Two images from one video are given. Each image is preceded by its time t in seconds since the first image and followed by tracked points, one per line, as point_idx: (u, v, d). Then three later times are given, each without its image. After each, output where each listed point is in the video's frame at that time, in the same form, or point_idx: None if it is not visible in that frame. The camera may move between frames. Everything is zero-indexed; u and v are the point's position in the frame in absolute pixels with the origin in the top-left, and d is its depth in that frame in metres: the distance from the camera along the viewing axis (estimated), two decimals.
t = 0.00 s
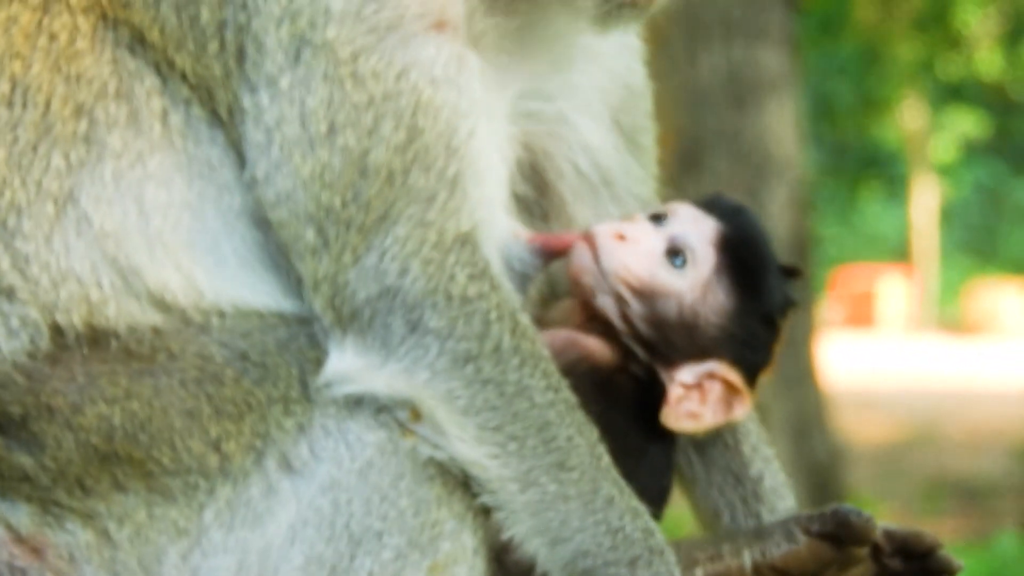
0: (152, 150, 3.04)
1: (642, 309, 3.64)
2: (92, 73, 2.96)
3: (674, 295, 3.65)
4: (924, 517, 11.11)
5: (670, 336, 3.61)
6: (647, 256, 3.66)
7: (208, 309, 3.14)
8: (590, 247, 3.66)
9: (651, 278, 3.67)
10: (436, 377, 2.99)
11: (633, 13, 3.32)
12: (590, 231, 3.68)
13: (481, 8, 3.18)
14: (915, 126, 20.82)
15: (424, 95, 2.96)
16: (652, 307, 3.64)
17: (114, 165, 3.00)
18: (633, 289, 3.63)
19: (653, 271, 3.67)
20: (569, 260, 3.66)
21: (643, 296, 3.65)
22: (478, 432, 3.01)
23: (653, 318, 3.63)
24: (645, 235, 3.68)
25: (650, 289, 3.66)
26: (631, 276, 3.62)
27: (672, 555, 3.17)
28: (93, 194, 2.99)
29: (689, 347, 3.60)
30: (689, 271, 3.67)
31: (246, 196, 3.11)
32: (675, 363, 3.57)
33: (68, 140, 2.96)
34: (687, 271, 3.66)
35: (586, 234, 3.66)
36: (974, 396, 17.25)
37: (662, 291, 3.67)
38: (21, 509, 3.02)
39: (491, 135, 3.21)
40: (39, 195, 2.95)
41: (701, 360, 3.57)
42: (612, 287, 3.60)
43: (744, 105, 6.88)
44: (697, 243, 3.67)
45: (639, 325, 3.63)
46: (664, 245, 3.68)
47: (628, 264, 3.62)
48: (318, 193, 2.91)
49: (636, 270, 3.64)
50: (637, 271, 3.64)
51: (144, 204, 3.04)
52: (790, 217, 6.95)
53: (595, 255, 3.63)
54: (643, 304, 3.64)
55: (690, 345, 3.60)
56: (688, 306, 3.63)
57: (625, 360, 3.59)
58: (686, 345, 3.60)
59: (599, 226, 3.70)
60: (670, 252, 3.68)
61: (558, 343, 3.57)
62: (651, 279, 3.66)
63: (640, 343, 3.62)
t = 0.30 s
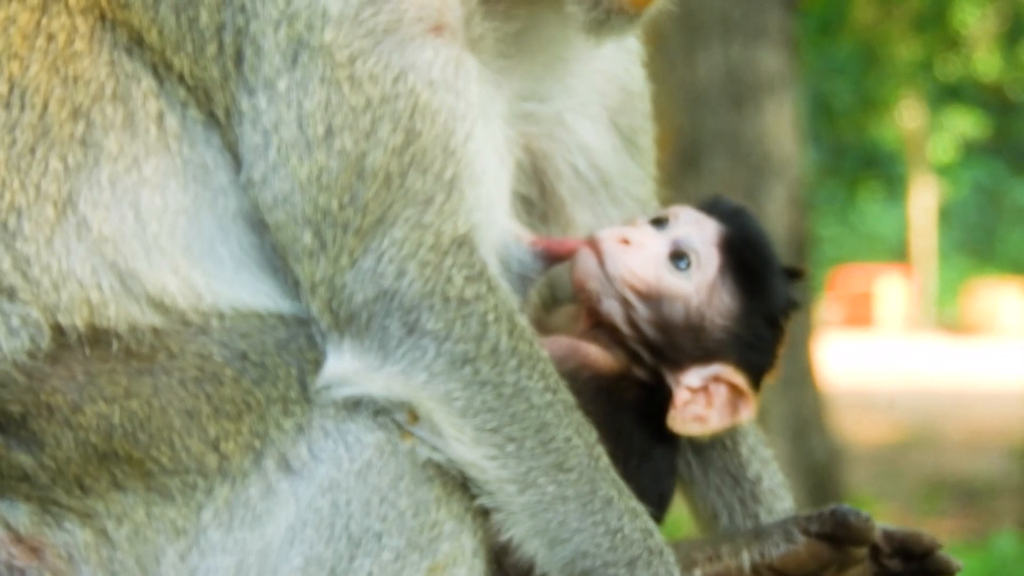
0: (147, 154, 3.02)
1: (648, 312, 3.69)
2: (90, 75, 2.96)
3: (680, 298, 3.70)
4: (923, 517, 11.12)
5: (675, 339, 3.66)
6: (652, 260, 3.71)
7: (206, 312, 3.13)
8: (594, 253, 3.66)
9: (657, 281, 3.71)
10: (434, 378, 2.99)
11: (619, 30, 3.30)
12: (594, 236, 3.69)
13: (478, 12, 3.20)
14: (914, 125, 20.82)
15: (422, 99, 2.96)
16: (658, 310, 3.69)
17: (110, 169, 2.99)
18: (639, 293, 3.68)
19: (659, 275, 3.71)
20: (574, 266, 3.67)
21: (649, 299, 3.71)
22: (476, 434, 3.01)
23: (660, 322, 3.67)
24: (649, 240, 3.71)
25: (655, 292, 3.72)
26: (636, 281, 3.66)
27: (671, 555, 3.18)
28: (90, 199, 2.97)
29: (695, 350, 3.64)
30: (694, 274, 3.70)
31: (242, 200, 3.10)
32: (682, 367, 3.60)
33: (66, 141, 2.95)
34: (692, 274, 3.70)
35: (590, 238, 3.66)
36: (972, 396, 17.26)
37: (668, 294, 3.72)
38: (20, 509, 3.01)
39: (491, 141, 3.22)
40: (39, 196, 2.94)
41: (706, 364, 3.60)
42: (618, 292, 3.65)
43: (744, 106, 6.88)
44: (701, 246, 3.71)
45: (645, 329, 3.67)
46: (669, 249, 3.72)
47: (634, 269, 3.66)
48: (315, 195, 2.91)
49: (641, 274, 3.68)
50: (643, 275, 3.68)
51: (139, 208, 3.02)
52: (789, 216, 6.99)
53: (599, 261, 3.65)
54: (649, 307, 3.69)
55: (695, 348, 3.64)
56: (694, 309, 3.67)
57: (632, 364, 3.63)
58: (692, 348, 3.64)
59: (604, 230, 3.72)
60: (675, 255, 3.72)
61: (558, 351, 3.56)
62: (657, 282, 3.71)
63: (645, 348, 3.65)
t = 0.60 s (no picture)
0: (146, 158, 3.02)
1: (649, 314, 3.68)
2: (91, 76, 2.96)
3: (681, 300, 3.69)
4: (922, 518, 11.13)
5: (677, 341, 3.65)
6: (653, 263, 3.70)
7: (209, 316, 3.12)
8: (594, 257, 3.66)
9: (658, 284, 3.71)
10: (434, 381, 2.99)
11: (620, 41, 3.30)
12: (593, 240, 3.68)
13: (482, 17, 3.21)
14: (913, 127, 20.81)
15: (425, 103, 2.98)
16: (659, 313, 3.68)
17: (110, 173, 2.99)
18: (640, 296, 3.68)
19: (660, 277, 3.71)
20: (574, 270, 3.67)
21: (650, 302, 3.69)
22: (477, 437, 3.02)
23: (661, 324, 3.67)
24: (649, 242, 3.70)
25: (657, 295, 3.71)
26: (637, 283, 3.66)
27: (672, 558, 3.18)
28: (93, 207, 2.98)
29: (696, 352, 3.64)
30: (695, 275, 3.70)
31: (239, 202, 3.09)
32: (684, 369, 3.61)
33: (67, 144, 2.96)
34: (693, 276, 3.70)
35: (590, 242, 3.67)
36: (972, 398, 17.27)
37: (669, 296, 3.70)
38: (21, 512, 3.02)
39: (492, 145, 3.23)
40: (41, 198, 2.95)
41: (707, 364, 3.61)
42: (619, 295, 3.65)
43: (744, 107, 6.88)
44: (701, 247, 3.71)
45: (647, 332, 3.66)
46: (670, 251, 3.71)
47: (635, 272, 3.66)
48: (317, 199, 2.92)
49: (642, 277, 3.68)
50: (644, 278, 3.68)
51: (140, 213, 3.03)
52: (788, 217, 7.02)
53: (600, 264, 3.65)
54: (650, 310, 3.68)
55: (696, 350, 3.64)
56: (695, 311, 3.67)
57: (632, 368, 3.63)
58: (693, 350, 3.65)
59: (603, 234, 3.72)
60: (676, 257, 3.71)
61: (559, 355, 3.57)
62: (658, 285, 3.70)
63: (646, 351, 3.64)
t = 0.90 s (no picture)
0: (150, 158, 3.01)
1: (655, 317, 3.68)
2: (93, 79, 2.97)
3: (688, 303, 3.69)
4: (922, 522, 11.11)
5: (682, 345, 3.66)
6: (659, 265, 3.69)
7: (208, 317, 3.10)
8: (602, 259, 3.64)
9: (664, 286, 3.70)
10: (433, 387, 2.99)
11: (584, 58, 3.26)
12: (600, 242, 3.68)
13: (483, 26, 3.17)
14: (913, 130, 20.81)
15: (425, 109, 2.97)
16: (666, 316, 3.68)
17: (113, 174, 2.98)
18: (647, 298, 3.67)
19: (667, 280, 3.69)
20: (580, 272, 3.64)
21: (657, 305, 3.69)
22: (477, 441, 3.01)
23: (666, 327, 3.67)
24: (656, 246, 3.70)
25: (663, 297, 3.70)
26: (644, 286, 3.65)
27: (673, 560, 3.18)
28: (93, 205, 2.97)
29: (701, 355, 3.65)
30: (702, 279, 3.71)
31: (240, 206, 3.08)
32: (688, 372, 3.62)
33: (68, 146, 2.96)
34: (700, 279, 3.70)
35: (596, 244, 3.66)
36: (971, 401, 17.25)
37: (676, 299, 3.70)
38: (21, 515, 3.01)
39: (495, 155, 3.20)
40: (42, 200, 2.95)
41: (711, 368, 3.61)
42: (625, 297, 3.64)
43: (744, 108, 6.88)
44: (708, 251, 3.72)
45: (653, 334, 3.67)
46: (676, 254, 3.72)
47: (642, 274, 3.65)
48: (316, 204, 2.92)
49: (649, 280, 3.67)
50: (651, 280, 3.67)
51: (141, 216, 3.02)
52: (788, 220, 7.04)
53: (607, 266, 3.63)
54: (656, 312, 3.68)
55: (701, 352, 3.65)
56: (701, 314, 3.68)
57: (636, 372, 3.63)
58: (698, 353, 3.65)
59: (609, 237, 3.72)
60: (682, 260, 3.71)
61: (562, 359, 3.58)
62: (665, 287, 3.69)
63: (651, 353, 3.66)
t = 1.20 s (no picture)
0: (152, 160, 3.01)
1: (662, 320, 3.65)
2: (92, 82, 2.96)
3: (694, 305, 3.66)
4: (921, 525, 11.10)
5: (687, 348, 3.64)
6: (666, 268, 3.69)
7: (208, 319, 3.10)
8: (609, 261, 3.67)
9: (672, 289, 3.68)
10: (433, 390, 2.99)
11: (588, 88, 3.30)
12: (608, 246, 3.70)
13: (483, 33, 3.17)
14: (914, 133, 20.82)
15: (424, 114, 2.95)
16: (673, 319, 3.65)
17: (114, 174, 2.98)
18: (654, 301, 3.65)
19: (674, 282, 3.68)
20: (587, 274, 3.66)
21: (664, 307, 3.66)
22: (476, 445, 3.01)
23: (672, 330, 3.64)
24: (663, 249, 3.70)
25: (670, 300, 3.67)
26: (651, 288, 3.65)
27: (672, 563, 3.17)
28: (93, 205, 2.97)
29: (706, 358, 3.62)
30: (708, 282, 3.68)
31: (242, 210, 3.08)
32: (693, 375, 3.61)
33: (67, 149, 2.96)
34: (707, 282, 3.68)
35: (602, 247, 3.71)
36: (972, 405, 17.24)
37: (683, 301, 3.67)
38: (21, 518, 3.01)
39: (496, 158, 3.17)
40: (41, 202, 2.94)
41: (715, 372, 3.58)
42: (632, 299, 3.63)
43: (745, 110, 6.88)
44: (715, 255, 3.71)
45: (660, 337, 3.64)
46: (683, 257, 3.70)
47: (649, 276, 3.66)
48: (314, 208, 2.92)
49: (656, 282, 3.66)
50: (658, 283, 3.66)
51: (140, 217, 3.01)
52: (788, 224, 7.01)
53: (614, 268, 3.66)
54: (664, 315, 3.65)
55: (707, 354, 3.63)
56: (707, 317, 3.65)
57: (641, 375, 3.60)
58: (703, 356, 3.63)
59: (617, 241, 3.74)
60: (689, 263, 3.70)
61: (567, 360, 3.55)
62: (672, 289, 3.67)
63: (656, 357, 3.64)
